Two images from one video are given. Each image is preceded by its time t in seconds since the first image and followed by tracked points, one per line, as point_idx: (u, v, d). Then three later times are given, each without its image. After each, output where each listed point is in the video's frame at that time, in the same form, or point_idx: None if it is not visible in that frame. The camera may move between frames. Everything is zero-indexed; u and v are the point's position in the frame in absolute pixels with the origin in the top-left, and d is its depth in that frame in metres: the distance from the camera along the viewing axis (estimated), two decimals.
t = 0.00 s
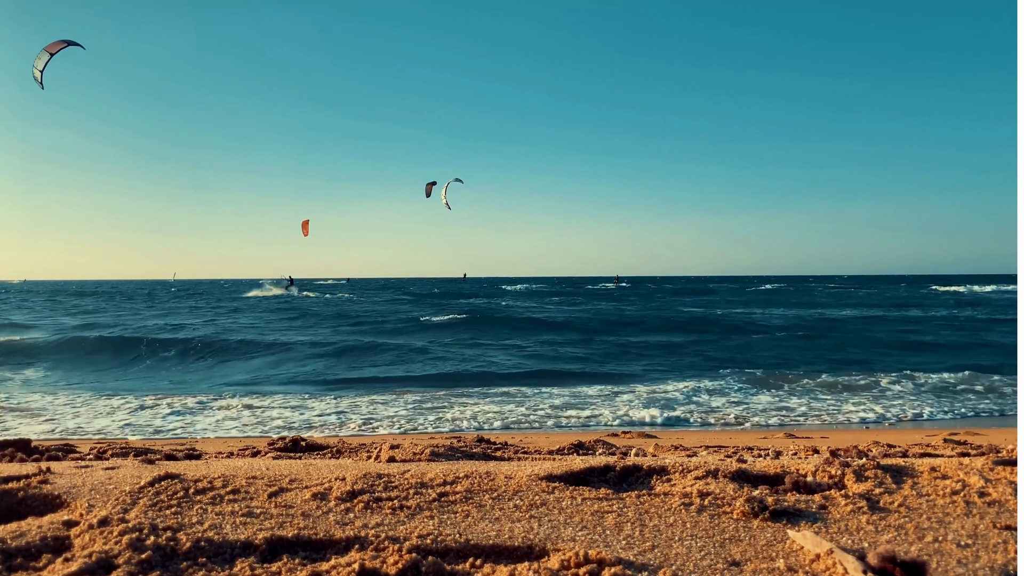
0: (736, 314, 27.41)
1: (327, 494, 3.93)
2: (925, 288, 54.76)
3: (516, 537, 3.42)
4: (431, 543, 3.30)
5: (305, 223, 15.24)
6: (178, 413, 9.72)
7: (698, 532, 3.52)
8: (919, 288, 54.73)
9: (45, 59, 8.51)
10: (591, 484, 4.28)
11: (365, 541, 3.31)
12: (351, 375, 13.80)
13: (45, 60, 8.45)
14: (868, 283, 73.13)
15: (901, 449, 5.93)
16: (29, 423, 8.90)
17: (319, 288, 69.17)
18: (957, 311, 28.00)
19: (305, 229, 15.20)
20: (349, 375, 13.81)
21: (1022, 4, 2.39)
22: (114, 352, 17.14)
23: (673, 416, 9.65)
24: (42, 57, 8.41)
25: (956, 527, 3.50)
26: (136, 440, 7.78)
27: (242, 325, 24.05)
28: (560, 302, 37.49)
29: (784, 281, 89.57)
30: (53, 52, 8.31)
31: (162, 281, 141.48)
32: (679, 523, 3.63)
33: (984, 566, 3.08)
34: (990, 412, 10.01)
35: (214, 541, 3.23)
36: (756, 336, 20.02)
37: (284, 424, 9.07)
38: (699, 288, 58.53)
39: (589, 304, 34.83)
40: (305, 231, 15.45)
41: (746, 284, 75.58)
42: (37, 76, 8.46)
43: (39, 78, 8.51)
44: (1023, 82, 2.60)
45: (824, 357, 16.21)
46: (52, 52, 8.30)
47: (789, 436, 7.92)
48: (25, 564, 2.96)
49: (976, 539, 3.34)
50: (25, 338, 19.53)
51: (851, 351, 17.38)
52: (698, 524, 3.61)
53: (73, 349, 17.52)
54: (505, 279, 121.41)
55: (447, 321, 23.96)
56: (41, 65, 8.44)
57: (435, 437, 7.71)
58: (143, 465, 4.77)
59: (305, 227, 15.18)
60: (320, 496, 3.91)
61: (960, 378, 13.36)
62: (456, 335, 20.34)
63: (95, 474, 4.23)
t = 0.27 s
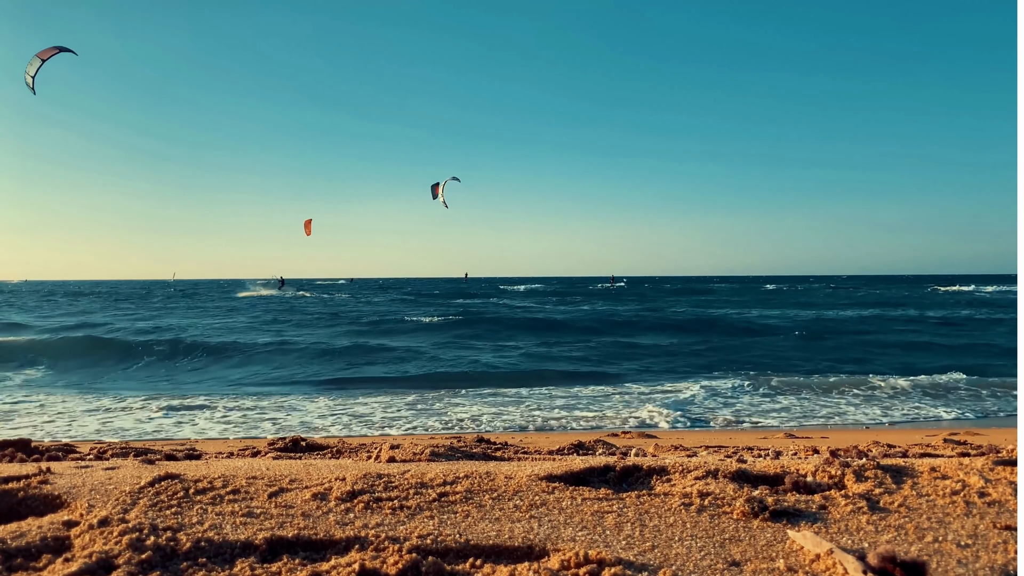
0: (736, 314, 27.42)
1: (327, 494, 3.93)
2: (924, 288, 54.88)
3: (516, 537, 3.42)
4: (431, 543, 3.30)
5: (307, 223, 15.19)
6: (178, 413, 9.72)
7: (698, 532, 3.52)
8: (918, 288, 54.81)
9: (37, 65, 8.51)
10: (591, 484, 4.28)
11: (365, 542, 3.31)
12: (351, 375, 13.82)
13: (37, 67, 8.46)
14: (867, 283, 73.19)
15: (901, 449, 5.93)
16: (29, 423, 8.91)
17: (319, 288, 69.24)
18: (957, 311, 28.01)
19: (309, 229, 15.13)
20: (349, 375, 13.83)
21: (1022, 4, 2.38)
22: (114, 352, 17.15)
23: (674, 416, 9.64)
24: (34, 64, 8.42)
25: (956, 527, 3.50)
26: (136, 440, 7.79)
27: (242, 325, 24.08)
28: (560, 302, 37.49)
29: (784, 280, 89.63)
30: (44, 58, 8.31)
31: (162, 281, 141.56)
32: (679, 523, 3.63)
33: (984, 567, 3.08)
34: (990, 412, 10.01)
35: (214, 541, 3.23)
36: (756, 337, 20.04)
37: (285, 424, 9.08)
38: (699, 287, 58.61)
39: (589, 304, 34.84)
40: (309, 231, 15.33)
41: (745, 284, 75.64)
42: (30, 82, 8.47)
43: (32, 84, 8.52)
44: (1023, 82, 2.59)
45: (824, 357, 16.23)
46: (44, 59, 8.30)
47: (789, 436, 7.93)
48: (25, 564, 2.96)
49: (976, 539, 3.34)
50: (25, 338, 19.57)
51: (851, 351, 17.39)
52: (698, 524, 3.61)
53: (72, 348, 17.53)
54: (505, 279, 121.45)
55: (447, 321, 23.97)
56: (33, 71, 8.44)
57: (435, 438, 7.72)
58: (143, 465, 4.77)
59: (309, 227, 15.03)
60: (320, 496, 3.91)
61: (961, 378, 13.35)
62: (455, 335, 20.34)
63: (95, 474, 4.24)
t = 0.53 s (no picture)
0: (735, 314, 27.46)
1: (327, 494, 3.93)
2: (921, 288, 55.11)
3: (515, 537, 3.42)
4: (431, 543, 3.31)
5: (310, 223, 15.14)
6: (177, 413, 9.72)
7: (698, 532, 3.52)
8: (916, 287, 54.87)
9: (28, 71, 8.52)
10: (591, 484, 4.28)
11: (365, 541, 3.32)
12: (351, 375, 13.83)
13: (29, 73, 8.46)
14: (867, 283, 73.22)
15: (901, 449, 5.95)
16: (27, 423, 8.92)
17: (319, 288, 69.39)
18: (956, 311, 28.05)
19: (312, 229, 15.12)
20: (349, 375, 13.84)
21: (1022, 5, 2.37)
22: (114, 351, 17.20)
23: (673, 416, 9.64)
24: (25, 70, 8.42)
25: (956, 527, 3.50)
26: (137, 440, 7.80)
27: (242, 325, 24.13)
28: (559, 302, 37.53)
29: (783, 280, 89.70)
30: (35, 65, 8.31)
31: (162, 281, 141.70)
32: (679, 523, 3.63)
33: (984, 566, 3.09)
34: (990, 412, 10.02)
35: (214, 541, 3.23)
36: (756, 337, 20.06)
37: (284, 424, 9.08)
38: (698, 287, 58.71)
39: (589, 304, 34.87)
40: (311, 230, 15.29)
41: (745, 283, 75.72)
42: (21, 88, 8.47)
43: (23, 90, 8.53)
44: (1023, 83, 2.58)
45: (823, 357, 16.26)
46: (35, 65, 8.30)
47: (789, 436, 7.93)
48: (25, 564, 2.96)
49: (976, 539, 3.35)
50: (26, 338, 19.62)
51: (851, 351, 17.41)
52: (698, 524, 3.61)
53: (72, 348, 17.56)
54: (505, 279, 121.73)
55: (446, 322, 24.00)
56: (24, 77, 8.45)
57: (435, 437, 7.73)
58: (143, 465, 4.78)
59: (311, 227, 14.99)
60: (320, 496, 3.91)
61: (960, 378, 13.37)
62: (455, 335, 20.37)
63: (95, 474, 4.24)
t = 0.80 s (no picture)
0: (735, 314, 27.49)
1: (327, 494, 3.93)
2: (921, 288, 55.18)
3: (516, 537, 3.42)
4: (431, 543, 3.31)
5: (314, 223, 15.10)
6: (178, 414, 9.74)
7: (698, 532, 3.52)
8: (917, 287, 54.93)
9: (19, 77, 8.52)
10: (591, 484, 4.28)
11: (365, 542, 3.32)
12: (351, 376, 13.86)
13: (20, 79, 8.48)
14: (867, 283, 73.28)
15: (901, 449, 5.96)
16: (28, 423, 8.94)
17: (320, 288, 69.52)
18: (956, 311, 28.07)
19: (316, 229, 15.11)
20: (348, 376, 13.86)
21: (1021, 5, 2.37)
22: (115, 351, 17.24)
23: (672, 416, 9.65)
24: (16, 76, 8.43)
25: (957, 527, 3.50)
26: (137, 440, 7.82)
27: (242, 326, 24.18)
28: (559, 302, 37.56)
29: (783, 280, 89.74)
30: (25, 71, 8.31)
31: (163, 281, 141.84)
32: (679, 523, 3.63)
33: (984, 567, 3.08)
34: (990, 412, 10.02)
35: (214, 541, 3.23)
36: (756, 337, 20.08)
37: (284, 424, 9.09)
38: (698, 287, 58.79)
39: (590, 304, 34.87)
40: (316, 230, 15.27)
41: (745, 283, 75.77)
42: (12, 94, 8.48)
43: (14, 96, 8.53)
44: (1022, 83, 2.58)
45: (823, 358, 16.28)
46: (25, 71, 8.30)
47: (789, 436, 7.94)
48: (26, 564, 2.96)
49: (976, 539, 3.34)
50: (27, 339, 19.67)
51: (851, 351, 17.42)
52: (698, 524, 3.61)
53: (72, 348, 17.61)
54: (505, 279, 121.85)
55: (447, 322, 24.04)
56: (14, 83, 8.45)
57: (436, 438, 7.75)
58: (143, 465, 4.78)
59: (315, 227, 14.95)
60: (320, 496, 3.91)
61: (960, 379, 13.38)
62: (455, 335, 20.40)
63: (95, 474, 4.24)
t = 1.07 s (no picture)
0: (735, 315, 27.51)
1: (327, 494, 3.93)
2: (921, 288, 55.29)
3: (515, 537, 3.42)
4: (431, 543, 3.31)
5: (317, 223, 15.00)
6: (178, 414, 9.74)
7: (698, 532, 3.52)
8: (916, 288, 55.08)
9: (11, 82, 8.51)
10: (591, 484, 4.28)
11: (365, 541, 3.32)
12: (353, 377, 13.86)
13: (11, 84, 8.48)
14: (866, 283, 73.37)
15: (901, 449, 5.96)
16: (28, 423, 8.94)
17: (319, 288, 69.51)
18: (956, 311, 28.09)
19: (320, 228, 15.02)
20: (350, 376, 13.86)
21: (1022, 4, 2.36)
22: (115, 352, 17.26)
23: (674, 416, 9.67)
24: (8, 82, 8.42)
25: (957, 527, 3.50)
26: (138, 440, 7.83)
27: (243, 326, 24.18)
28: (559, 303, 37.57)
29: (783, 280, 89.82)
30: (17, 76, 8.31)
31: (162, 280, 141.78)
32: (679, 523, 3.63)
33: (984, 566, 3.09)
34: (989, 412, 10.04)
35: (214, 541, 3.23)
36: (756, 338, 20.09)
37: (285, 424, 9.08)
38: (698, 287, 58.86)
39: (590, 305, 34.87)
40: (320, 229, 15.17)
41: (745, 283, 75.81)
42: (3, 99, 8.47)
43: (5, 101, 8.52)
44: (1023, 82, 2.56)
45: (823, 358, 16.30)
46: (17, 76, 8.30)
47: (789, 436, 7.95)
48: (26, 564, 2.96)
49: (976, 539, 3.35)
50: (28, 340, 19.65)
51: (851, 351, 17.43)
52: (698, 524, 3.61)
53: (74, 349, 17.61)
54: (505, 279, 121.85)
55: (447, 322, 24.07)
56: (6, 89, 8.45)
57: (436, 438, 7.75)
58: (143, 465, 4.78)
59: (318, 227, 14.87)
60: (320, 496, 3.91)
61: (960, 379, 13.40)
62: (455, 334, 20.41)
63: (95, 474, 4.24)
